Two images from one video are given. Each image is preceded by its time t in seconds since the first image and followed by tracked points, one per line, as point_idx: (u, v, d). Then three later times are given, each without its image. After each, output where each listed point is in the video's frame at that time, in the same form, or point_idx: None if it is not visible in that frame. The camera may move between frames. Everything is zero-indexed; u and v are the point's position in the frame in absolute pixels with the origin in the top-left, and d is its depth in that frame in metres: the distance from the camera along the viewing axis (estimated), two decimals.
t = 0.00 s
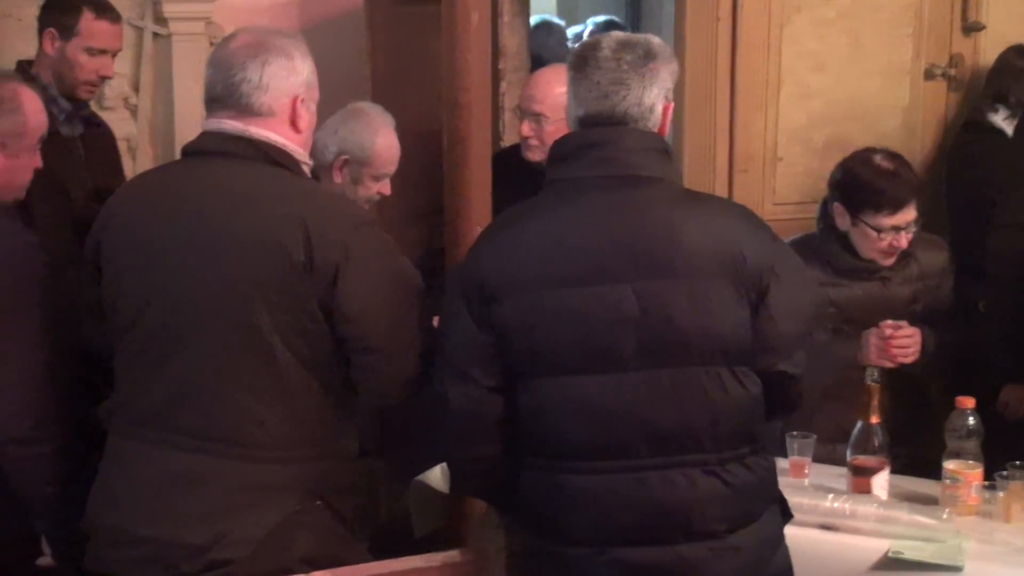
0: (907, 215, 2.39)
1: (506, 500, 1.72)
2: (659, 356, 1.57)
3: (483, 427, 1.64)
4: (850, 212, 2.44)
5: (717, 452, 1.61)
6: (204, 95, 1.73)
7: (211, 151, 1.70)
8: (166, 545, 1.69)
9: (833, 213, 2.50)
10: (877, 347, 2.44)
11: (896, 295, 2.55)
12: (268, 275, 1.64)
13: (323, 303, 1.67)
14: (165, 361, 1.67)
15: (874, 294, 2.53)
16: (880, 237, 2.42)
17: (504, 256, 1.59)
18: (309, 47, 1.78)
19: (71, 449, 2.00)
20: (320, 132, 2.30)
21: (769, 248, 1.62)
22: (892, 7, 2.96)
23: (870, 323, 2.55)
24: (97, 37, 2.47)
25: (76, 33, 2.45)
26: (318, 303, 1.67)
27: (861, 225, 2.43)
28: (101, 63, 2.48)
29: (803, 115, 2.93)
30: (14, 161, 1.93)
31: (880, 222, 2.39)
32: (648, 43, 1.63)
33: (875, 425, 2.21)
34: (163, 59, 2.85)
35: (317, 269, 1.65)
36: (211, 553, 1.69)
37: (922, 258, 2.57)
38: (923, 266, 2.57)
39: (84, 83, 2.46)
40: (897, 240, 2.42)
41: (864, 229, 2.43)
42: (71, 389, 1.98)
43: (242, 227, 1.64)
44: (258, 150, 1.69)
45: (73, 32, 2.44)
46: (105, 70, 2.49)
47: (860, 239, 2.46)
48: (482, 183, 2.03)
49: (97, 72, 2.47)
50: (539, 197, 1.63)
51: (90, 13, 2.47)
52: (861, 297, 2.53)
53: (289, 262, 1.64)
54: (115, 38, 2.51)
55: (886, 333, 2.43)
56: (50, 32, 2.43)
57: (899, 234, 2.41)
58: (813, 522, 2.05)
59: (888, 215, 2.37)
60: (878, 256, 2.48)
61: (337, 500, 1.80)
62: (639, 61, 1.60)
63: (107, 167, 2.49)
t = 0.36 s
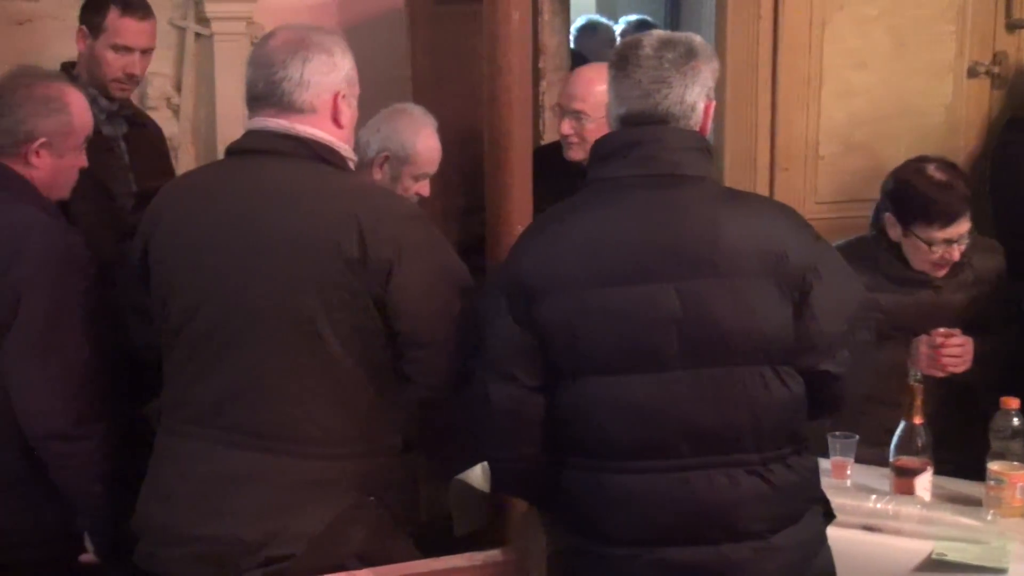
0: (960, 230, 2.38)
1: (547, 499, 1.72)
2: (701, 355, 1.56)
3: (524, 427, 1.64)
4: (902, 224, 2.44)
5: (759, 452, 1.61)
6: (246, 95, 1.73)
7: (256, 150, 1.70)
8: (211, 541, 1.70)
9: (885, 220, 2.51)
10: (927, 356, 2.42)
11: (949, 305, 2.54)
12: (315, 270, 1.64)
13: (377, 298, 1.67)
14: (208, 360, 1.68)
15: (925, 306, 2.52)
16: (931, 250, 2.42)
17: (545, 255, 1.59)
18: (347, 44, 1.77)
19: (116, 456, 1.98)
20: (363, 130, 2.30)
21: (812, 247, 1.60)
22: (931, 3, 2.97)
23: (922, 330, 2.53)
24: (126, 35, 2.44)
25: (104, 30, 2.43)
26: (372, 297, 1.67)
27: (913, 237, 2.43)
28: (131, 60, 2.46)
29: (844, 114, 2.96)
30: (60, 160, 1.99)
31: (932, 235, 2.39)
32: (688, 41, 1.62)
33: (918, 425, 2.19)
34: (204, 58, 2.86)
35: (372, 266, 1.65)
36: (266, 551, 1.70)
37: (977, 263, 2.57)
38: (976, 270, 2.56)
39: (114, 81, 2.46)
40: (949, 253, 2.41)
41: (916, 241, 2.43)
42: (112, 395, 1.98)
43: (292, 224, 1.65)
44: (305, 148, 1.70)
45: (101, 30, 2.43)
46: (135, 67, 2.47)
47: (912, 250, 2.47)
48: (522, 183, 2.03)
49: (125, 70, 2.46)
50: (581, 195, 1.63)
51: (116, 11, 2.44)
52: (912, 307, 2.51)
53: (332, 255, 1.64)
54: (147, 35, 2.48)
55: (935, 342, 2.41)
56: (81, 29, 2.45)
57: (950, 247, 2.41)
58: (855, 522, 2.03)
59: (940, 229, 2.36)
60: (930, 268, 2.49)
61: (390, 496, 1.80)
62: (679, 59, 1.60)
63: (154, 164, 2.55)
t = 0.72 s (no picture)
0: (1006, 224, 2.37)
1: (596, 500, 1.71)
2: (751, 354, 1.56)
3: (573, 426, 1.64)
4: (948, 219, 2.43)
5: (810, 452, 1.59)
6: (302, 93, 1.73)
7: (314, 149, 1.71)
8: (258, 540, 1.70)
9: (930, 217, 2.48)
10: (975, 351, 2.38)
11: (997, 302, 2.52)
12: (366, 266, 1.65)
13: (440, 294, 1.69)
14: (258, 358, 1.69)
15: (972, 302, 2.51)
16: (977, 245, 2.41)
17: (595, 255, 1.59)
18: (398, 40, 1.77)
19: (167, 459, 1.98)
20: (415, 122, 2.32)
21: (863, 246, 1.59)
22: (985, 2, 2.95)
23: (963, 328, 2.52)
24: (174, 34, 2.49)
25: (152, 31, 2.47)
26: (436, 294, 1.68)
27: (959, 232, 2.42)
28: (181, 58, 2.51)
29: (893, 113, 2.96)
30: (113, 160, 2.01)
31: (977, 229, 2.38)
32: (739, 40, 1.61)
33: (971, 426, 2.18)
34: (251, 59, 2.85)
35: (434, 263, 1.66)
36: (327, 547, 1.69)
37: None
38: None
39: (166, 78, 2.50)
40: (995, 248, 2.40)
41: (962, 236, 2.41)
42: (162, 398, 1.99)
43: (344, 222, 1.65)
44: (360, 146, 1.70)
45: (149, 31, 2.47)
46: (186, 63, 2.52)
47: (958, 246, 2.45)
48: (570, 183, 2.02)
49: (177, 66, 2.51)
50: (630, 194, 1.63)
51: (162, 9, 2.48)
52: (961, 305, 2.51)
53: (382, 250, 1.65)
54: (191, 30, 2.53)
55: (983, 338, 2.37)
56: (127, 33, 2.48)
57: (997, 242, 2.39)
58: (905, 524, 2.02)
59: (986, 223, 2.36)
60: (977, 265, 2.47)
61: (438, 497, 1.79)
62: (730, 58, 1.59)
63: (202, 165, 2.56)
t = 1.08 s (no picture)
0: None
1: (644, 500, 1.70)
2: (799, 355, 1.55)
3: (621, 426, 1.63)
4: (977, 191, 2.43)
5: (858, 452, 1.58)
6: (350, 91, 1.72)
7: (366, 147, 1.70)
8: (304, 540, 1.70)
9: (964, 200, 2.49)
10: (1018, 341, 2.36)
11: None
12: (414, 264, 1.65)
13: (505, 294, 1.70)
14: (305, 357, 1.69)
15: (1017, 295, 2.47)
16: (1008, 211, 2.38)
17: (643, 255, 1.58)
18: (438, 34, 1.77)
19: (215, 459, 1.99)
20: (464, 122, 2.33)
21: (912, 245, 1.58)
22: None
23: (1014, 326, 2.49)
24: (227, 33, 2.49)
25: (207, 33, 2.47)
26: (497, 295, 1.70)
27: (988, 200, 2.41)
28: (234, 57, 2.52)
29: (942, 110, 2.94)
30: (165, 159, 2.02)
31: (1005, 190, 2.37)
32: (786, 38, 1.60)
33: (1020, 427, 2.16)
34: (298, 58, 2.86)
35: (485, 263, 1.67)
36: (391, 545, 1.67)
37: None
38: None
39: (219, 78, 2.52)
40: None
41: (992, 204, 2.40)
42: (213, 400, 1.99)
43: (393, 222, 1.65)
44: (412, 145, 1.70)
45: (204, 31, 2.47)
46: (239, 63, 2.53)
47: (992, 220, 2.42)
48: (616, 183, 2.02)
49: (231, 66, 2.52)
50: (677, 194, 1.62)
51: (217, 10, 2.49)
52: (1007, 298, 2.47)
53: (430, 248, 1.65)
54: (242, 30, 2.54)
55: None
56: (182, 35, 2.46)
57: None
58: (953, 526, 2.00)
59: (1013, 182, 2.35)
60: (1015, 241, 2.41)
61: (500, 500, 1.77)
62: (777, 56, 1.58)
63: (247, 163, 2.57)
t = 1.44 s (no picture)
0: None
1: (686, 500, 1.70)
2: (843, 355, 1.53)
3: (663, 426, 1.63)
4: None
5: (902, 453, 1.57)
6: (403, 90, 1.71)
7: (422, 148, 1.70)
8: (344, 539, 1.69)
9: (1011, 200, 2.50)
10: None
11: None
12: (455, 264, 1.65)
13: (552, 292, 1.70)
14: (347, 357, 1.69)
15: None
16: None
17: (686, 255, 1.58)
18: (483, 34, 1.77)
19: (257, 459, 1.99)
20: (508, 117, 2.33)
21: (958, 245, 1.56)
22: None
23: None
24: (274, 33, 2.50)
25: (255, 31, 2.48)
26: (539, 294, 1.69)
27: None
28: (281, 57, 2.53)
29: (985, 108, 2.93)
30: (210, 159, 2.03)
31: None
32: (829, 36, 1.59)
33: None
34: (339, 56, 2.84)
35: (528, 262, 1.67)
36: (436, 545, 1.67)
37: None
38: None
39: (266, 78, 2.53)
40: None
41: None
42: (254, 400, 1.99)
43: (435, 222, 1.65)
44: (462, 146, 1.70)
45: (253, 30, 2.48)
46: (285, 63, 2.54)
47: None
48: (659, 183, 2.01)
49: (278, 66, 2.53)
50: (721, 194, 1.61)
51: (265, 10, 2.49)
52: None
53: (470, 248, 1.65)
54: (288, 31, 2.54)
55: None
56: (228, 35, 2.46)
57: None
58: (999, 530, 1.98)
59: None
60: None
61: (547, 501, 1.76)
62: (819, 54, 1.57)
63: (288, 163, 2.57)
